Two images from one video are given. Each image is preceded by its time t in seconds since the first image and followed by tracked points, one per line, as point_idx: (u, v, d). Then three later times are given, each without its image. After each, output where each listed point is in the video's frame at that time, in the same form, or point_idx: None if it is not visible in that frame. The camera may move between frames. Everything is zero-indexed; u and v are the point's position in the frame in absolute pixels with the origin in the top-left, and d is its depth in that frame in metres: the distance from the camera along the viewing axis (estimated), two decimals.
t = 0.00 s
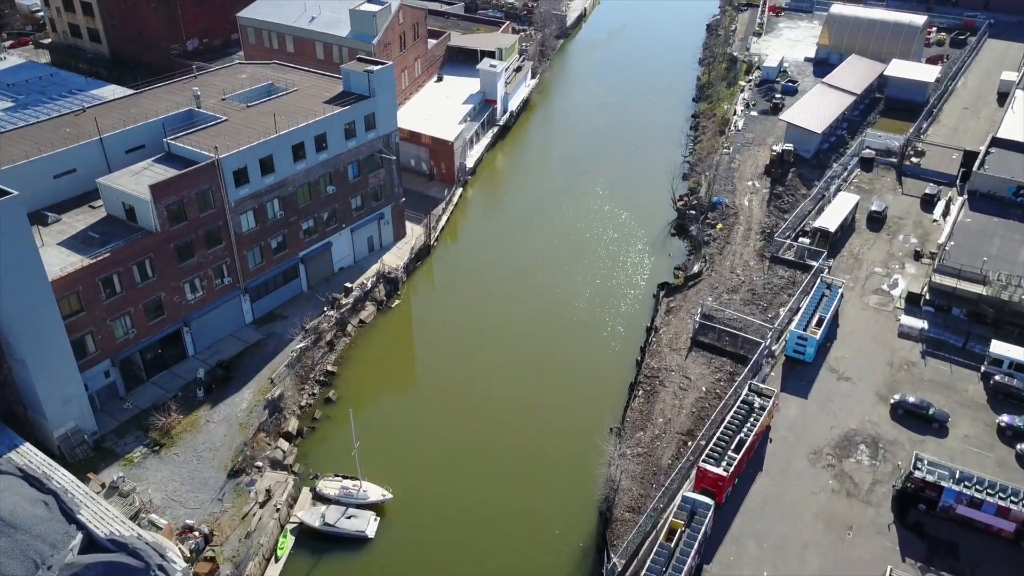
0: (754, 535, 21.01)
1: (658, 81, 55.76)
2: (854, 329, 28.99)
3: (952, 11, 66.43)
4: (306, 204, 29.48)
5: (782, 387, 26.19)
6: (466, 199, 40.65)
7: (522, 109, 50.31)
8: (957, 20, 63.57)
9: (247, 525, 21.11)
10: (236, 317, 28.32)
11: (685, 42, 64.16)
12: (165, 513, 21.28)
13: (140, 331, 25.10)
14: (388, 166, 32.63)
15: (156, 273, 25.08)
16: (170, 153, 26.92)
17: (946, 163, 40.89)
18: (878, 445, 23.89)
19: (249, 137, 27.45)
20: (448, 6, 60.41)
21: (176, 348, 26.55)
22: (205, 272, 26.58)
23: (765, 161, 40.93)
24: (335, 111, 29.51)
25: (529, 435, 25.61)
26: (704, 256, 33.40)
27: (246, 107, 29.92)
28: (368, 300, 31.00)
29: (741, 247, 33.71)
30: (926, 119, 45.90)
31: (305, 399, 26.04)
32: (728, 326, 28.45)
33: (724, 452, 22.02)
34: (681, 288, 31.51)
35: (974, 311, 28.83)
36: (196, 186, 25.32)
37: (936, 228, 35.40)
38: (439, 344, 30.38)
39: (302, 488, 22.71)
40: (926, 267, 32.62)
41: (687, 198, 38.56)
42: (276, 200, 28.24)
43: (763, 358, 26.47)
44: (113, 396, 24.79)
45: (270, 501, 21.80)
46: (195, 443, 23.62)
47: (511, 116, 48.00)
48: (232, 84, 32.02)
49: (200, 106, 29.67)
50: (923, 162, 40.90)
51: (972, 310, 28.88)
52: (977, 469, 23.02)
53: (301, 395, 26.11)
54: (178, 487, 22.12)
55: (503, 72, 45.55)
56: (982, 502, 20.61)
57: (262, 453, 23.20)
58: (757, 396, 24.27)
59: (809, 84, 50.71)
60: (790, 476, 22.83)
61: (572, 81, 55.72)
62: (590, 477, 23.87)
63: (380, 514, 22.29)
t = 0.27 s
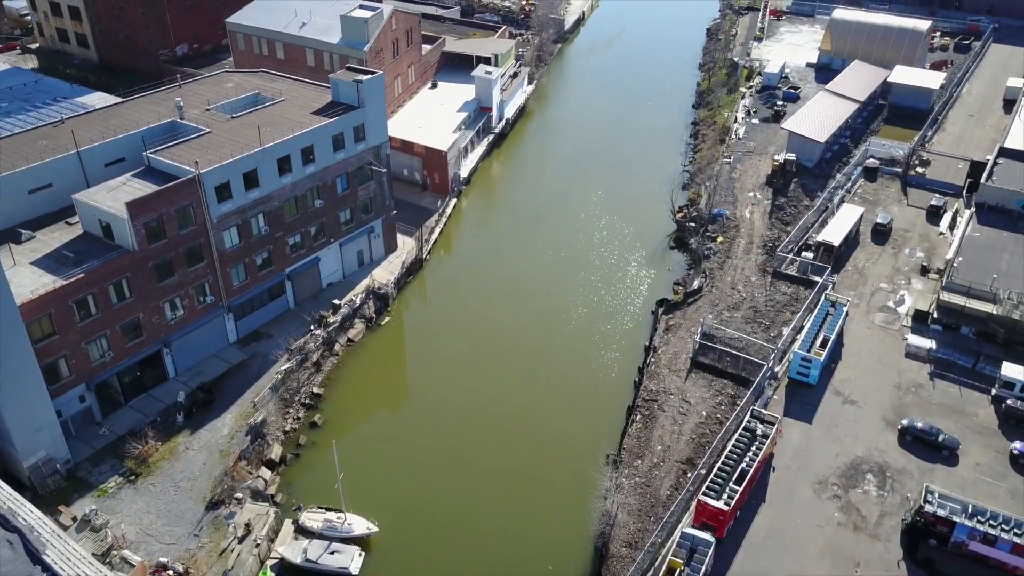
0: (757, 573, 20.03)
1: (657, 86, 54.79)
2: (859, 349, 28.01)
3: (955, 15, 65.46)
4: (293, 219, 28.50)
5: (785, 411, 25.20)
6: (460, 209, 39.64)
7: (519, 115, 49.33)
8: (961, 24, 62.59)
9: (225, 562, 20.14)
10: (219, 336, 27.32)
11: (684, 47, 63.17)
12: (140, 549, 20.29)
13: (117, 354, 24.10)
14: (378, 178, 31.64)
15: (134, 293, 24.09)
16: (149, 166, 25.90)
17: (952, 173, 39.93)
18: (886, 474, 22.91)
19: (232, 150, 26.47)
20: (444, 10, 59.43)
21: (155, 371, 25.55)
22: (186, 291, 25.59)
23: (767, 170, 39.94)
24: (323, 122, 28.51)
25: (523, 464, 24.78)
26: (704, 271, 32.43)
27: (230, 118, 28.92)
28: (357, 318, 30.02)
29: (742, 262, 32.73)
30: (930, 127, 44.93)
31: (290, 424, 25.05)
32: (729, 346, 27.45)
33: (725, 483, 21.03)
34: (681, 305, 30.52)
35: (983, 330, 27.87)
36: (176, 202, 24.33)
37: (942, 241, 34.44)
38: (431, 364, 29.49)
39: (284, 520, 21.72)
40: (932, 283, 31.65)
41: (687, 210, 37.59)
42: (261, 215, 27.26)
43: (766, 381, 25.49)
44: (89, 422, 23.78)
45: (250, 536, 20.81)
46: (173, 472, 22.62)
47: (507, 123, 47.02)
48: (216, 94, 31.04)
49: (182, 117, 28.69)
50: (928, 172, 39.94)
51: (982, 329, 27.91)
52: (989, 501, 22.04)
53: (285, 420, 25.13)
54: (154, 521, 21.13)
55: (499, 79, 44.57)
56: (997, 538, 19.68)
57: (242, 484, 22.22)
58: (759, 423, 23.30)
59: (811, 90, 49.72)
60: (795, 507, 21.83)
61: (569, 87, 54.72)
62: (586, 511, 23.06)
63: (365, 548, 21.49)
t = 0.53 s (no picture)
0: None
1: (656, 90, 54.21)
2: (863, 362, 27.42)
3: (958, 17, 64.88)
4: (284, 228, 27.91)
5: (788, 427, 24.60)
6: (457, 217, 39.04)
7: (517, 120, 48.73)
8: (964, 27, 61.98)
9: None
10: (209, 349, 26.72)
11: (685, 50, 62.60)
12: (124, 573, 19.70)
13: (102, 369, 23.50)
14: (372, 186, 31.05)
15: (120, 306, 23.48)
16: (137, 176, 25.31)
17: (956, 179, 39.34)
18: (892, 493, 22.31)
19: (222, 159, 25.87)
20: (441, 13, 58.85)
21: (143, 385, 24.94)
22: (174, 303, 24.99)
23: (768, 177, 39.35)
24: (315, 130, 27.93)
25: (519, 477, 24.29)
26: (704, 280, 31.84)
27: (221, 125, 28.32)
28: (351, 329, 29.41)
29: (743, 271, 32.15)
30: (934, 133, 44.34)
31: (280, 440, 24.48)
32: (730, 359, 26.87)
33: (726, 504, 20.44)
34: (680, 315, 29.93)
35: (990, 342, 27.27)
36: (163, 213, 23.74)
37: (947, 249, 33.86)
38: (427, 374, 28.98)
39: (272, 542, 21.09)
40: (937, 293, 31.06)
41: (687, 217, 37.00)
42: (252, 225, 26.68)
43: (768, 396, 24.91)
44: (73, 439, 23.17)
45: (236, 558, 20.17)
46: (159, 491, 22.01)
47: (505, 128, 46.43)
48: (207, 100, 30.47)
49: (172, 125, 28.11)
50: (932, 178, 39.35)
51: (989, 342, 27.31)
52: (998, 521, 21.45)
53: (275, 436, 24.55)
54: (138, 543, 20.52)
55: (496, 84, 43.97)
56: (1007, 562, 19.07)
57: (230, 504, 21.61)
58: (761, 440, 22.72)
59: (812, 95, 49.14)
60: (798, 528, 21.24)
61: (568, 91, 54.11)
62: (583, 525, 22.57)
63: (356, 570, 20.97)
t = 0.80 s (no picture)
0: None
1: (656, 93, 53.78)
2: (866, 371, 27.00)
3: (959, 19, 64.44)
4: (279, 235, 27.49)
5: (790, 439, 24.17)
6: (454, 222, 38.63)
7: (516, 123, 48.31)
8: (966, 29, 61.52)
9: None
10: (202, 358, 26.31)
11: (685, 52, 62.16)
12: None
13: (92, 379, 23.08)
14: (368, 191, 30.62)
15: (110, 316, 23.05)
16: (128, 182, 24.88)
17: (959, 184, 38.93)
18: (897, 507, 21.89)
19: (214, 165, 25.45)
20: (440, 15, 58.43)
21: (134, 395, 24.53)
22: (165, 313, 24.57)
23: (769, 181, 38.92)
24: (310, 135, 27.51)
25: (517, 483, 24.02)
26: (705, 287, 31.44)
27: (214, 131, 27.89)
28: (346, 336, 28.99)
29: (744, 277, 31.73)
30: (936, 136, 43.92)
31: (273, 452, 24.06)
32: (731, 368, 26.45)
33: (727, 519, 20.01)
34: (680, 323, 29.51)
35: (996, 351, 26.87)
36: (154, 221, 23.32)
37: (950, 255, 33.45)
38: (424, 380, 28.70)
39: (264, 558, 20.65)
40: (941, 300, 30.65)
41: (687, 222, 36.58)
42: (245, 232, 26.27)
43: (770, 406, 24.49)
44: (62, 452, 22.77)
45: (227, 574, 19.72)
46: (148, 505, 21.60)
47: (504, 131, 46.01)
48: (201, 105, 30.06)
49: (164, 130, 27.70)
50: (935, 183, 38.93)
51: (994, 351, 26.92)
52: (1004, 536, 21.04)
53: (268, 448, 24.14)
54: (127, 559, 20.12)
55: (494, 87, 43.54)
56: None
57: (221, 519, 21.19)
58: (763, 453, 22.31)
59: (813, 97, 48.71)
60: (800, 543, 20.83)
61: (567, 94, 53.67)
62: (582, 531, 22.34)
63: None
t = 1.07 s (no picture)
0: None
1: (656, 95, 53.33)
2: (869, 382, 26.52)
3: (961, 21, 63.96)
4: (272, 243, 27.03)
5: (792, 453, 23.69)
6: (452, 227, 38.16)
7: (514, 126, 47.84)
8: (968, 31, 61.02)
9: None
10: (193, 369, 25.83)
11: (685, 54, 61.68)
12: None
13: (80, 392, 22.62)
14: (363, 198, 30.14)
15: (99, 328, 22.58)
16: (117, 191, 24.41)
17: (963, 189, 38.45)
18: (902, 524, 21.40)
19: (206, 173, 24.96)
20: (438, 17, 57.97)
21: (123, 408, 24.05)
22: (156, 323, 24.10)
23: (770, 186, 38.44)
24: (304, 142, 27.04)
25: (515, 491, 23.79)
26: (706, 295, 30.98)
27: (206, 137, 27.41)
28: (341, 346, 28.52)
29: (746, 285, 31.25)
30: (940, 140, 43.45)
31: (265, 466, 23.58)
32: (732, 380, 25.96)
33: (729, 539, 19.53)
34: (680, 333, 29.02)
35: (1002, 362, 26.38)
36: (143, 231, 22.83)
37: (955, 263, 32.98)
38: (422, 385, 28.43)
39: None
40: (945, 309, 30.17)
41: (687, 228, 36.11)
42: (238, 241, 25.80)
43: (772, 419, 24.01)
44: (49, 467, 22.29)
45: None
46: (136, 522, 21.11)
47: (502, 135, 45.55)
48: (193, 110, 29.57)
49: (155, 136, 27.21)
50: (938, 188, 38.49)
51: (1000, 361, 26.41)
52: (1012, 554, 20.55)
53: (260, 462, 23.65)
54: None
55: (492, 90, 43.06)
56: None
57: (210, 537, 20.70)
58: (765, 468, 21.82)
59: (815, 101, 48.23)
60: (803, 561, 20.34)
61: (566, 97, 53.20)
62: (580, 541, 22.18)
63: None
